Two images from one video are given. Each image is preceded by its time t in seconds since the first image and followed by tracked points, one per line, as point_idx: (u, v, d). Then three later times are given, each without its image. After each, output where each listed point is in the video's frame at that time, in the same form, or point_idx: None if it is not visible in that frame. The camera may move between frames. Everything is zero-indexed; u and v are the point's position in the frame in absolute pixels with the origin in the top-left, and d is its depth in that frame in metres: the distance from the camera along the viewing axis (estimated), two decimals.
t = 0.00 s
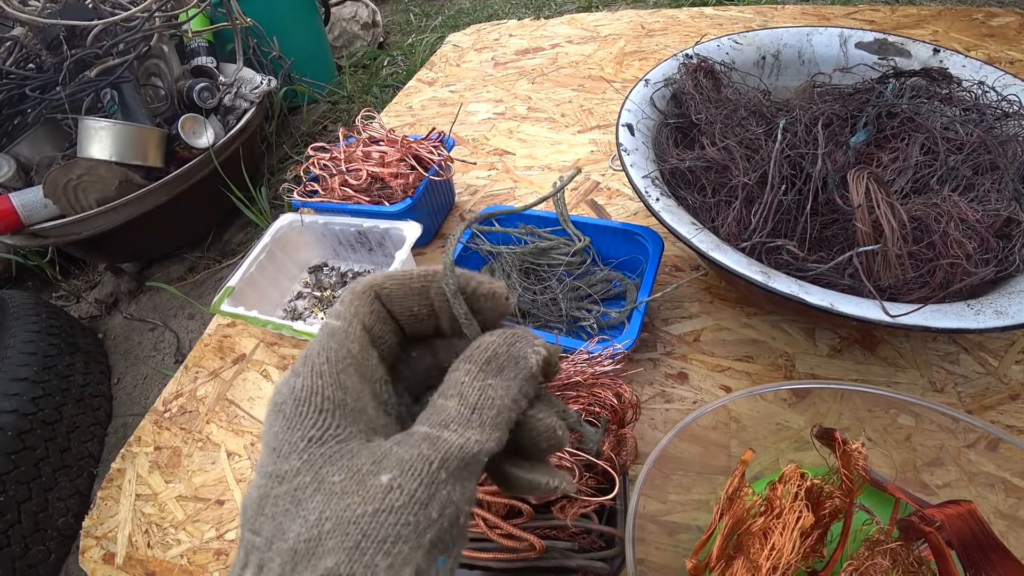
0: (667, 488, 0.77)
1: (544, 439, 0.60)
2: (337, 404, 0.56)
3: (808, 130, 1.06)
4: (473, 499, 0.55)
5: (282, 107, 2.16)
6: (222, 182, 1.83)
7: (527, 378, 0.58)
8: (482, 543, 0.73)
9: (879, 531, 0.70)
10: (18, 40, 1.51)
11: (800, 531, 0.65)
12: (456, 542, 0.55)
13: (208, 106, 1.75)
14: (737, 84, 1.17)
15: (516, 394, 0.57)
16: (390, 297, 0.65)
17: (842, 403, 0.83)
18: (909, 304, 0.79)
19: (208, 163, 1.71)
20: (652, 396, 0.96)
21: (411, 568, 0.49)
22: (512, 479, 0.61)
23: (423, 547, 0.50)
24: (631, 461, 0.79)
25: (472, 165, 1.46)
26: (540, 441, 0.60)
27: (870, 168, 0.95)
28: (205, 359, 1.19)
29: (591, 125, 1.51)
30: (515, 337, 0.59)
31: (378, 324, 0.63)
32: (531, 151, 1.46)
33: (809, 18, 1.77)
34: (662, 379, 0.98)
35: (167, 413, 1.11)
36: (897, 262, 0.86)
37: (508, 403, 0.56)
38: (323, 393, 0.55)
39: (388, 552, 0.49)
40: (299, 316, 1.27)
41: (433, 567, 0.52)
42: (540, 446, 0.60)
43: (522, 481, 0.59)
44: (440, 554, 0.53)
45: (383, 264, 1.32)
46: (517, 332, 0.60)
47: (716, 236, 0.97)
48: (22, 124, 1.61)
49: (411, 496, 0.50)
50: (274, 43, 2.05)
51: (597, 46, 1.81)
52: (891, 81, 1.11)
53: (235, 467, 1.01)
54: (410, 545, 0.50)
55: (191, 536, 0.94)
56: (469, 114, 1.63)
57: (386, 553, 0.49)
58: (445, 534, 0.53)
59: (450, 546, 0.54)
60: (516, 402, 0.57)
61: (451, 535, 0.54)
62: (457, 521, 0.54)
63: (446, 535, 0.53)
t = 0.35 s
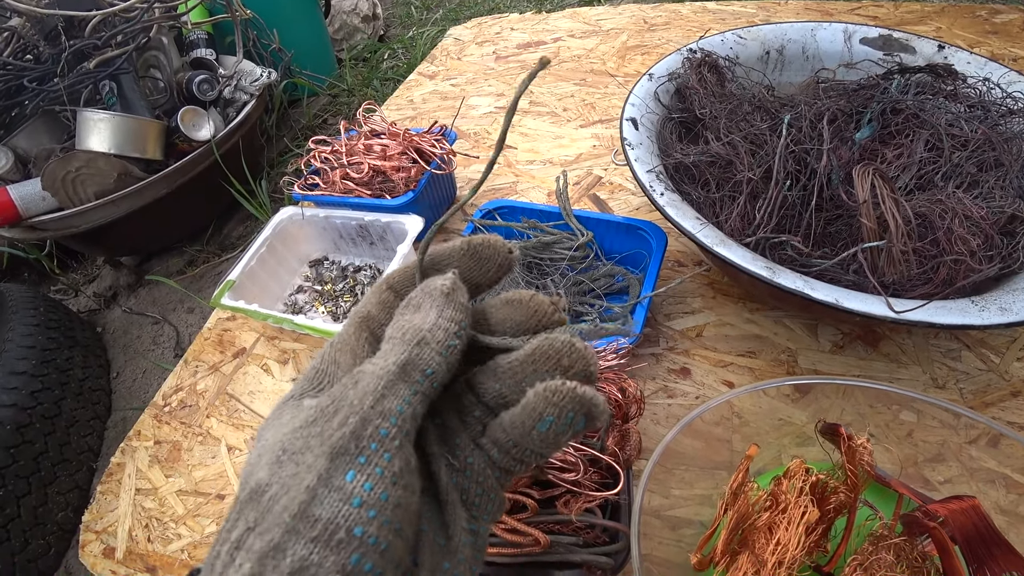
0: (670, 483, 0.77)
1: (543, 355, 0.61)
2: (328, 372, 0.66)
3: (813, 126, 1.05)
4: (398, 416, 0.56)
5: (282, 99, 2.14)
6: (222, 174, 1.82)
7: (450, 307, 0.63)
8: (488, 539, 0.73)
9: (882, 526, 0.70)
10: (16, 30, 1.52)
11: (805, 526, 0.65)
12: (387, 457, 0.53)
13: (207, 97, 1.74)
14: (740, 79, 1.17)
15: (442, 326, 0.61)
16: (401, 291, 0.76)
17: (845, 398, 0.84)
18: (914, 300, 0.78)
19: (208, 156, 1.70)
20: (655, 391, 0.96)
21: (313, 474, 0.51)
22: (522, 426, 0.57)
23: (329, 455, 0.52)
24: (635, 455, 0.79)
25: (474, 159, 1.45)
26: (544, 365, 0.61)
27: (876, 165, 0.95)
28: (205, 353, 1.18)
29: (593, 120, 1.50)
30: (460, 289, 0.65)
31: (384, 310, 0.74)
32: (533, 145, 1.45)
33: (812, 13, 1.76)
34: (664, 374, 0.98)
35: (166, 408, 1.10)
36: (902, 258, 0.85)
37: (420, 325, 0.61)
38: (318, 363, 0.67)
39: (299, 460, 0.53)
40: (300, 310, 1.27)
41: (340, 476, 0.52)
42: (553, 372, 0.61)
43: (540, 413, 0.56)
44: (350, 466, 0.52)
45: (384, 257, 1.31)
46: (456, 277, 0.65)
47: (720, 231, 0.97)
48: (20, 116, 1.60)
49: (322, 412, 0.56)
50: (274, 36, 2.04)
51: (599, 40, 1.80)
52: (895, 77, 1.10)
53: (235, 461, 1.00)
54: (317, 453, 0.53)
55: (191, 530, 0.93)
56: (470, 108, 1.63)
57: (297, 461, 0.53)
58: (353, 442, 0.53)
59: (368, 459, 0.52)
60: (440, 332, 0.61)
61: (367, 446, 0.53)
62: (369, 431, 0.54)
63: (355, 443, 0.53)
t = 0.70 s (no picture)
0: (667, 478, 0.77)
1: (532, 327, 0.63)
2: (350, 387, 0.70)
3: (809, 122, 1.05)
4: (404, 411, 0.58)
5: (278, 95, 2.13)
6: (219, 171, 1.82)
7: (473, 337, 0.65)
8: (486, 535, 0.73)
9: (877, 521, 0.71)
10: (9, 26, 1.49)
11: (800, 520, 0.66)
12: (387, 442, 0.55)
13: (203, 94, 1.73)
14: (737, 75, 1.17)
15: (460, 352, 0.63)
16: (418, 309, 0.75)
17: (841, 394, 0.84)
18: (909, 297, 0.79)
19: (203, 153, 1.69)
20: (652, 387, 0.97)
21: (319, 452, 0.55)
22: (520, 398, 0.57)
23: (336, 439, 0.55)
24: (632, 452, 0.79)
25: (471, 156, 1.45)
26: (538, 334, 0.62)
27: (872, 161, 0.95)
28: (202, 350, 1.18)
29: (590, 116, 1.50)
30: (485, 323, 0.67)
31: (403, 331, 0.74)
32: (530, 142, 1.45)
33: (809, 9, 1.76)
34: (661, 370, 0.99)
35: (164, 405, 1.10)
36: (898, 255, 0.86)
37: (442, 347, 0.63)
38: (342, 380, 0.72)
39: (309, 442, 0.57)
40: (297, 307, 1.26)
41: (342, 455, 0.54)
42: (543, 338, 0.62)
43: (528, 377, 0.56)
44: (352, 446, 0.55)
45: (381, 253, 1.31)
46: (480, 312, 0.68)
47: (717, 228, 0.97)
48: (14, 112, 1.59)
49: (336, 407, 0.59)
50: (269, 31, 2.03)
51: (596, 36, 1.79)
52: (892, 74, 1.10)
53: (233, 458, 1.01)
54: (325, 436, 0.57)
55: (189, 528, 0.93)
56: (467, 103, 1.62)
57: (308, 444, 0.57)
58: (357, 426, 0.56)
59: (369, 442, 0.55)
60: (457, 357, 0.63)
61: (371, 431, 0.56)
62: (374, 418, 0.57)
63: (359, 427, 0.56)
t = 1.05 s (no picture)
0: (662, 474, 0.78)
1: (523, 290, 0.69)
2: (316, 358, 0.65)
3: (804, 120, 1.06)
4: (365, 406, 0.52)
5: (275, 94, 2.13)
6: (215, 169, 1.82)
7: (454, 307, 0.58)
8: (483, 530, 0.74)
9: (869, 515, 0.72)
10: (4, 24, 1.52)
11: (793, 514, 0.66)
12: (353, 452, 0.50)
13: (199, 92, 1.73)
14: (733, 73, 1.17)
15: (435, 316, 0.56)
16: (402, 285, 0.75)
17: (835, 390, 0.85)
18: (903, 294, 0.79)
19: (200, 151, 1.69)
20: (648, 383, 0.97)
21: (278, 473, 0.50)
22: (519, 338, 0.62)
23: (295, 455, 0.50)
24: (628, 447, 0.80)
25: (467, 153, 1.45)
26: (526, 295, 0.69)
27: (866, 159, 0.96)
28: (199, 348, 1.18)
29: (587, 114, 1.50)
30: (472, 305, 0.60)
31: (386, 299, 0.73)
32: (527, 139, 1.45)
33: (806, 7, 1.76)
34: (657, 366, 0.99)
35: (161, 403, 1.10)
36: (891, 251, 0.86)
37: (414, 318, 0.56)
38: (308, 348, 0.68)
39: (265, 457, 0.52)
40: (294, 305, 1.26)
41: (304, 475, 0.50)
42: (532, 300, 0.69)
43: (532, 318, 0.62)
44: (314, 462, 0.50)
45: (378, 250, 1.31)
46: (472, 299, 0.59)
47: (712, 225, 0.98)
48: (9, 111, 1.58)
49: (291, 403, 0.53)
50: (266, 29, 2.03)
51: (593, 34, 1.80)
52: (887, 71, 1.11)
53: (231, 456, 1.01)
54: (280, 450, 0.51)
55: (187, 525, 0.94)
56: (464, 101, 1.62)
57: (264, 458, 0.52)
58: (315, 438, 0.50)
59: (333, 455, 0.50)
60: (435, 323, 0.56)
61: (332, 441, 0.50)
62: (331, 422, 0.51)
63: (317, 438, 0.50)
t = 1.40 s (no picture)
0: (657, 474, 0.78)
1: (555, 337, 0.69)
2: (342, 372, 0.68)
3: (797, 121, 1.07)
4: (428, 423, 0.59)
5: (271, 95, 2.14)
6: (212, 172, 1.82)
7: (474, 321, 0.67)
8: (477, 530, 0.74)
9: (862, 514, 0.73)
10: None
11: (786, 513, 0.67)
12: (422, 462, 0.56)
13: (196, 94, 1.73)
14: (728, 74, 1.18)
15: (465, 335, 0.65)
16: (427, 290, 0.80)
17: (828, 390, 0.85)
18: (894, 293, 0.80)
19: (197, 153, 1.70)
20: (643, 383, 0.98)
21: (358, 479, 0.53)
22: (533, 399, 0.63)
23: (373, 464, 0.54)
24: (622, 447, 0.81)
25: (463, 155, 1.46)
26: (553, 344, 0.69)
27: (859, 159, 0.96)
28: (197, 350, 1.19)
29: (583, 115, 1.51)
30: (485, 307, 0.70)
31: (405, 305, 0.78)
32: (523, 140, 1.46)
33: (801, 7, 1.77)
34: (652, 367, 1.00)
35: (159, 405, 1.11)
36: (883, 252, 0.87)
37: (452, 339, 0.64)
38: (329, 359, 0.69)
39: (338, 465, 0.54)
40: (291, 306, 1.27)
41: (384, 480, 0.54)
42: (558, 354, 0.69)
43: (550, 387, 0.62)
44: (392, 471, 0.54)
45: (375, 253, 1.32)
46: (485, 294, 0.71)
47: (706, 226, 0.99)
48: (6, 114, 1.58)
49: (354, 417, 0.57)
50: (262, 31, 2.03)
51: (589, 35, 1.80)
52: (880, 72, 1.12)
53: (229, 458, 1.01)
54: (353, 459, 0.54)
55: (185, 527, 0.94)
56: (460, 103, 1.63)
57: (336, 467, 0.54)
58: (393, 449, 0.55)
59: (407, 465, 0.55)
60: (466, 346, 0.65)
61: (406, 453, 0.56)
62: (407, 437, 0.56)
63: (396, 451, 0.55)
